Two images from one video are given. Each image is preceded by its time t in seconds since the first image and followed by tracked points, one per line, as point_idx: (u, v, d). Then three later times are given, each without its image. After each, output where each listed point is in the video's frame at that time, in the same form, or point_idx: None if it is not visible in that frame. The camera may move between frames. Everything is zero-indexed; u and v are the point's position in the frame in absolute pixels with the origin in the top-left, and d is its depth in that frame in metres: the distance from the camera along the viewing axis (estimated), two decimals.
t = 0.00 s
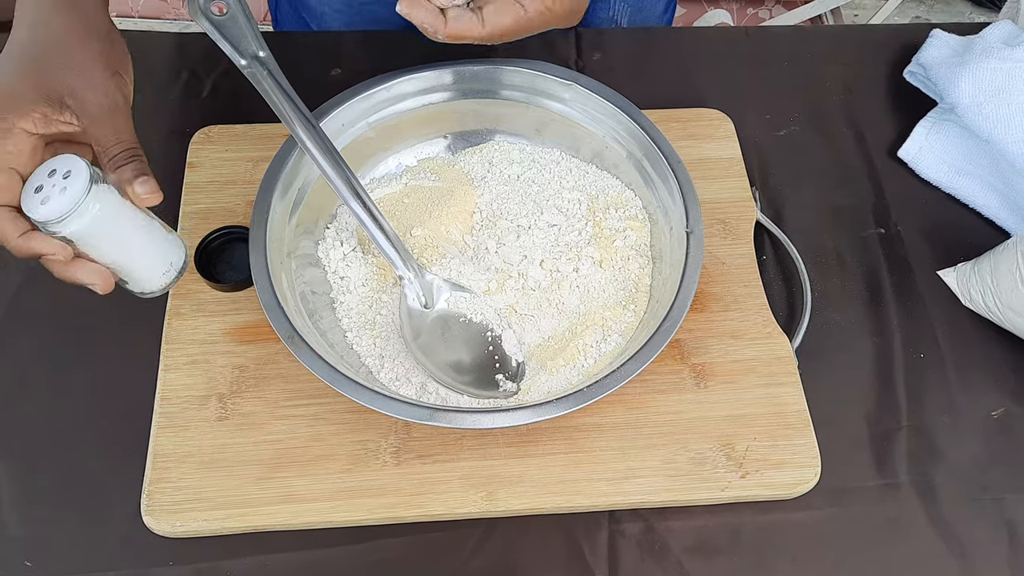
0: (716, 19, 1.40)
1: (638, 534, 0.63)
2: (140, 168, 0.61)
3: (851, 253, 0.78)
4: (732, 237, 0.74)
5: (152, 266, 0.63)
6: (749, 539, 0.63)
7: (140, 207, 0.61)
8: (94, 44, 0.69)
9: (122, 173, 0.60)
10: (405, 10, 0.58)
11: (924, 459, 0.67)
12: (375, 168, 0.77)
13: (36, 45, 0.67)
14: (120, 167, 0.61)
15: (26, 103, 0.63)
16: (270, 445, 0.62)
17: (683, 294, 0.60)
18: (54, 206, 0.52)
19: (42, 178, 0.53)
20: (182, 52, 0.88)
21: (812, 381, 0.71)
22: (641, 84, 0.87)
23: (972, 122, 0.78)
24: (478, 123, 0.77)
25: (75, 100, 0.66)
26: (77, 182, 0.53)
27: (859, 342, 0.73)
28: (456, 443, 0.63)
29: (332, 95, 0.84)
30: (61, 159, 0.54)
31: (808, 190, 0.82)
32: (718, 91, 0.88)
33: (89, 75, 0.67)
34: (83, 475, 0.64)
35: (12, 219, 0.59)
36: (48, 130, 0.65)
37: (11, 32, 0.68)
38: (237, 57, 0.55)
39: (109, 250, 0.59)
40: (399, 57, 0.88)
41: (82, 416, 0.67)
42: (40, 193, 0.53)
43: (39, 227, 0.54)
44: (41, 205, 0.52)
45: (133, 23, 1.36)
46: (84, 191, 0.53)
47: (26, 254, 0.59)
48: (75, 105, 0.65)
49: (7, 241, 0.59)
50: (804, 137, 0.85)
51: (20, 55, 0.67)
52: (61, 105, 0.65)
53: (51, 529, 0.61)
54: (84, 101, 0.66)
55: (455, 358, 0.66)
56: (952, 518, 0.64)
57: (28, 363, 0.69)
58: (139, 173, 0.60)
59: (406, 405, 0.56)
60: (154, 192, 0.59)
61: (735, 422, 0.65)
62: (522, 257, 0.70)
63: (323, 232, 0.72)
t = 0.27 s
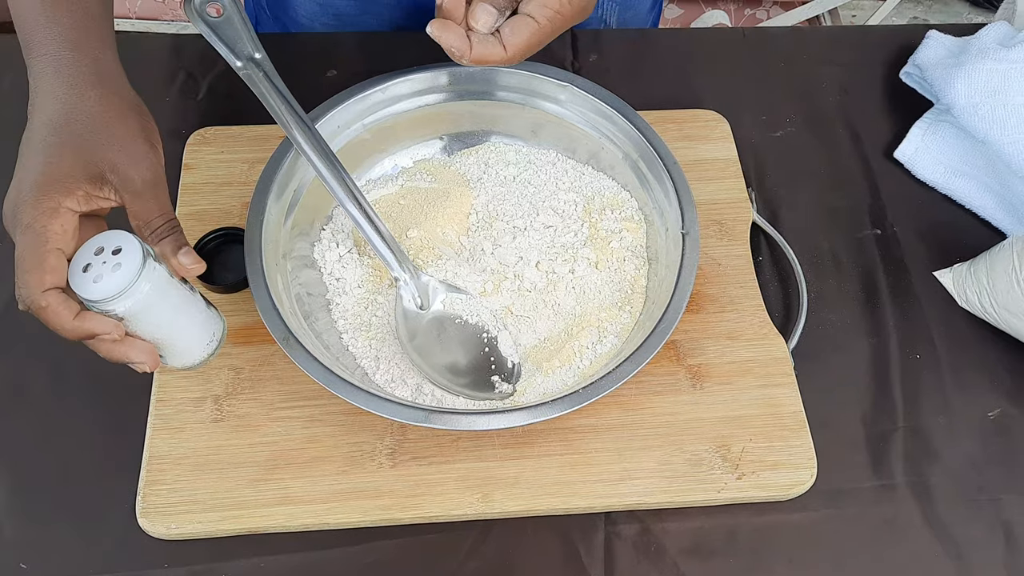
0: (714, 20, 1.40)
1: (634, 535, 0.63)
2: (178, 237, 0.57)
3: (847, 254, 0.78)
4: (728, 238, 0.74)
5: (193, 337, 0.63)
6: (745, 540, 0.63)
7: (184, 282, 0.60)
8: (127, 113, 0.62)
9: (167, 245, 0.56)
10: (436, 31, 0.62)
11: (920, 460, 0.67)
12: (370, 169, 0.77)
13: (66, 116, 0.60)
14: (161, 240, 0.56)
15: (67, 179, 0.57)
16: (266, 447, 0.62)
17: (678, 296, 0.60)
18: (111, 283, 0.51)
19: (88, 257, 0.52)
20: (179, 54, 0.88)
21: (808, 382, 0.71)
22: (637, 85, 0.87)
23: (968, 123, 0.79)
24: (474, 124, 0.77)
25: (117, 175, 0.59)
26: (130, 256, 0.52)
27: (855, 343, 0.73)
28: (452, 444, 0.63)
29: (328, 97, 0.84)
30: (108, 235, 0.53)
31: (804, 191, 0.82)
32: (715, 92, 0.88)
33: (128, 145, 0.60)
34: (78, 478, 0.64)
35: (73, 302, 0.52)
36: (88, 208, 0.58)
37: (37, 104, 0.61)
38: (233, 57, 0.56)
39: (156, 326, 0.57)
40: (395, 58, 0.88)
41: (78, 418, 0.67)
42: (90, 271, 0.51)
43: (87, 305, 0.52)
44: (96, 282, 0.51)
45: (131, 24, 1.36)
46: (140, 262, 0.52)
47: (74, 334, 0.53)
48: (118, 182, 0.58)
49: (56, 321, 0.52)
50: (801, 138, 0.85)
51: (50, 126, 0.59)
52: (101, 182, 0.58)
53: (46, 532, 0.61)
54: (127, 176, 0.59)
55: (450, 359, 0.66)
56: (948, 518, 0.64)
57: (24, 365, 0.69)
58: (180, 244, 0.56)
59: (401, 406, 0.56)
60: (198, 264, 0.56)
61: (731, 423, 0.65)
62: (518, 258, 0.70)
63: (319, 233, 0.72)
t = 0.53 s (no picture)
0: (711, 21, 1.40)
1: (630, 536, 0.63)
2: (209, 279, 0.59)
3: (843, 255, 0.78)
4: (724, 239, 0.74)
5: (226, 386, 0.61)
6: (741, 541, 0.63)
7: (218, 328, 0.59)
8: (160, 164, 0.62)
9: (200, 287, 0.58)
10: (447, 35, 0.64)
11: (916, 461, 0.67)
12: (366, 170, 0.77)
13: (100, 169, 0.59)
14: (195, 287, 0.58)
15: (107, 231, 0.57)
16: (262, 448, 0.62)
17: (674, 297, 0.60)
18: (154, 332, 0.50)
19: (128, 306, 0.51)
20: (175, 55, 0.88)
21: (804, 383, 0.71)
22: (634, 86, 0.88)
23: (964, 124, 0.79)
24: (470, 125, 0.77)
25: (153, 225, 0.59)
26: (172, 306, 0.51)
27: (851, 344, 0.73)
28: (448, 445, 0.63)
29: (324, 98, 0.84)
30: (150, 284, 0.52)
31: (800, 192, 0.82)
32: (711, 93, 0.88)
33: (162, 194, 0.60)
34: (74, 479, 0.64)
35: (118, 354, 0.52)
36: (123, 259, 0.58)
37: (66, 157, 0.60)
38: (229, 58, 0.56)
39: (190, 374, 0.57)
40: (392, 59, 0.88)
41: (74, 419, 0.67)
42: (132, 321, 0.51)
43: (129, 354, 0.52)
44: (139, 333, 0.50)
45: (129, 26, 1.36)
46: (182, 313, 0.51)
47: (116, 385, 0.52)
48: (153, 233, 0.59)
49: (100, 374, 0.51)
50: (797, 139, 0.85)
51: (82, 179, 0.59)
52: (137, 231, 0.58)
53: (41, 533, 0.61)
54: (162, 225, 0.59)
55: (446, 360, 0.65)
56: (944, 519, 0.64)
57: (20, 366, 0.69)
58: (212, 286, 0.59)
59: (397, 408, 0.56)
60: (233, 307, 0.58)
61: (727, 424, 0.65)
62: (514, 259, 0.70)
63: (315, 234, 0.72)
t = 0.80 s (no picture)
0: (707, 21, 1.40)
1: (624, 537, 0.63)
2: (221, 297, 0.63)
3: (838, 255, 0.78)
4: (719, 239, 0.74)
5: (238, 410, 0.62)
6: (735, 542, 0.63)
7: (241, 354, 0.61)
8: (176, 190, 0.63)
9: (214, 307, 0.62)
10: (450, 43, 0.64)
11: (911, 461, 0.67)
12: (361, 171, 0.77)
13: (120, 198, 0.59)
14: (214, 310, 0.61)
15: (137, 259, 0.57)
16: (255, 449, 0.62)
17: (668, 298, 0.60)
18: (191, 353, 0.53)
19: (162, 328, 0.53)
20: (170, 55, 0.88)
21: (799, 383, 0.71)
22: (629, 86, 0.87)
23: (959, 124, 0.78)
24: (465, 125, 0.77)
25: (176, 251, 0.60)
26: (206, 326, 0.54)
27: (846, 344, 0.73)
28: (442, 446, 0.63)
29: (318, 98, 0.84)
30: (182, 306, 0.54)
31: (795, 192, 0.82)
32: (707, 93, 0.88)
33: (182, 220, 0.61)
34: (66, 481, 0.64)
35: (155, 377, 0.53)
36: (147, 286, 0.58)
37: (78, 184, 0.59)
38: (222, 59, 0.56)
39: (214, 396, 0.58)
40: (386, 60, 0.87)
41: (66, 421, 0.66)
42: (168, 342, 0.52)
43: (165, 376, 0.53)
44: (177, 353, 0.52)
45: (124, 27, 1.35)
46: (216, 333, 0.54)
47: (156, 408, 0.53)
48: (176, 258, 0.60)
49: (145, 398, 0.53)
50: (792, 139, 0.85)
51: (101, 209, 0.58)
52: (160, 258, 0.59)
53: (33, 535, 0.61)
54: (184, 250, 0.60)
55: (440, 361, 0.65)
56: (939, 520, 0.64)
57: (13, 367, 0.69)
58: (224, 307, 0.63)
59: (390, 409, 0.56)
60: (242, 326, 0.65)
61: (721, 424, 0.64)
62: (509, 260, 0.70)
63: (308, 235, 0.72)
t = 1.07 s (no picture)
0: (706, 21, 1.41)
1: (624, 534, 0.63)
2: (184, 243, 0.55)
3: (837, 254, 0.78)
4: (718, 238, 0.75)
5: (233, 410, 0.62)
6: (735, 539, 0.63)
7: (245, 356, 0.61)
8: (141, 129, 0.55)
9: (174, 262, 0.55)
10: (465, 36, 0.62)
11: (909, 459, 0.67)
12: (361, 170, 0.77)
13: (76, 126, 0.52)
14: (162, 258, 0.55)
15: (97, 202, 0.51)
16: (256, 446, 0.62)
17: (668, 296, 0.60)
18: (195, 347, 0.53)
19: (167, 322, 0.53)
20: (170, 55, 0.88)
21: (798, 381, 0.71)
22: (628, 85, 0.88)
23: (957, 123, 0.79)
24: (465, 124, 0.77)
25: (141, 192, 0.53)
26: (211, 321, 0.54)
27: (845, 342, 0.73)
28: (442, 444, 0.63)
29: (318, 97, 0.84)
30: (188, 301, 0.55)
31: (794, 191, 0.82)
32: (706, 92, 0.88)
33: (143, 160, 0.54)
34: (68, 479, 0.64)
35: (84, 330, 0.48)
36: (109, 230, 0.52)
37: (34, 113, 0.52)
38: (224, 58, 0.56)
39: (216, 391, 0.58)
40: (386, 59, 0.88)
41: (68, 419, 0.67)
42: (171, 335, 0.53)
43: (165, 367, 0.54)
44: (180, 347, 0.53)
45: (124, 26, 1.35)
46: (220, 327, 0.54)
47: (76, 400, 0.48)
48: (142, 200, 0.53)
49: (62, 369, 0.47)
50: (791, 138, 0.86)
51: (58, 133, 0.51)
52: (122, 200, 0.53)
53: (35, 533, 0.61)
54: (149, 192, 0.54)
55: (441, 359, 0.65)
56: (937, 517, 0.65)
57: (14, 366, 0.69)
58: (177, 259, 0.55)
59: (392, 406, 0.56)
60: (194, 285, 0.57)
61: (720, 422, 0.65)
62: (509, 258, 0.70)
63: (309, 234, 0.72)
